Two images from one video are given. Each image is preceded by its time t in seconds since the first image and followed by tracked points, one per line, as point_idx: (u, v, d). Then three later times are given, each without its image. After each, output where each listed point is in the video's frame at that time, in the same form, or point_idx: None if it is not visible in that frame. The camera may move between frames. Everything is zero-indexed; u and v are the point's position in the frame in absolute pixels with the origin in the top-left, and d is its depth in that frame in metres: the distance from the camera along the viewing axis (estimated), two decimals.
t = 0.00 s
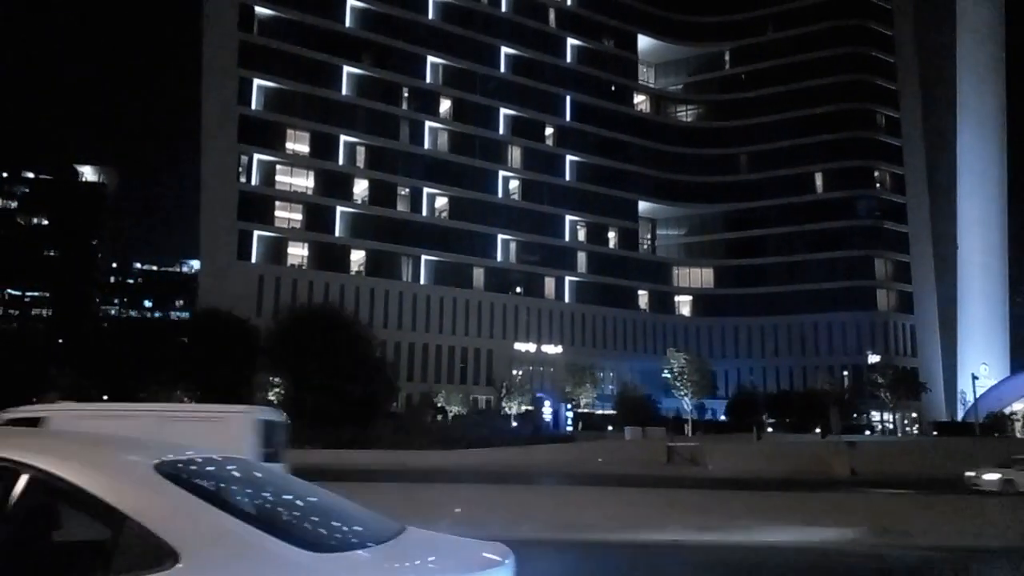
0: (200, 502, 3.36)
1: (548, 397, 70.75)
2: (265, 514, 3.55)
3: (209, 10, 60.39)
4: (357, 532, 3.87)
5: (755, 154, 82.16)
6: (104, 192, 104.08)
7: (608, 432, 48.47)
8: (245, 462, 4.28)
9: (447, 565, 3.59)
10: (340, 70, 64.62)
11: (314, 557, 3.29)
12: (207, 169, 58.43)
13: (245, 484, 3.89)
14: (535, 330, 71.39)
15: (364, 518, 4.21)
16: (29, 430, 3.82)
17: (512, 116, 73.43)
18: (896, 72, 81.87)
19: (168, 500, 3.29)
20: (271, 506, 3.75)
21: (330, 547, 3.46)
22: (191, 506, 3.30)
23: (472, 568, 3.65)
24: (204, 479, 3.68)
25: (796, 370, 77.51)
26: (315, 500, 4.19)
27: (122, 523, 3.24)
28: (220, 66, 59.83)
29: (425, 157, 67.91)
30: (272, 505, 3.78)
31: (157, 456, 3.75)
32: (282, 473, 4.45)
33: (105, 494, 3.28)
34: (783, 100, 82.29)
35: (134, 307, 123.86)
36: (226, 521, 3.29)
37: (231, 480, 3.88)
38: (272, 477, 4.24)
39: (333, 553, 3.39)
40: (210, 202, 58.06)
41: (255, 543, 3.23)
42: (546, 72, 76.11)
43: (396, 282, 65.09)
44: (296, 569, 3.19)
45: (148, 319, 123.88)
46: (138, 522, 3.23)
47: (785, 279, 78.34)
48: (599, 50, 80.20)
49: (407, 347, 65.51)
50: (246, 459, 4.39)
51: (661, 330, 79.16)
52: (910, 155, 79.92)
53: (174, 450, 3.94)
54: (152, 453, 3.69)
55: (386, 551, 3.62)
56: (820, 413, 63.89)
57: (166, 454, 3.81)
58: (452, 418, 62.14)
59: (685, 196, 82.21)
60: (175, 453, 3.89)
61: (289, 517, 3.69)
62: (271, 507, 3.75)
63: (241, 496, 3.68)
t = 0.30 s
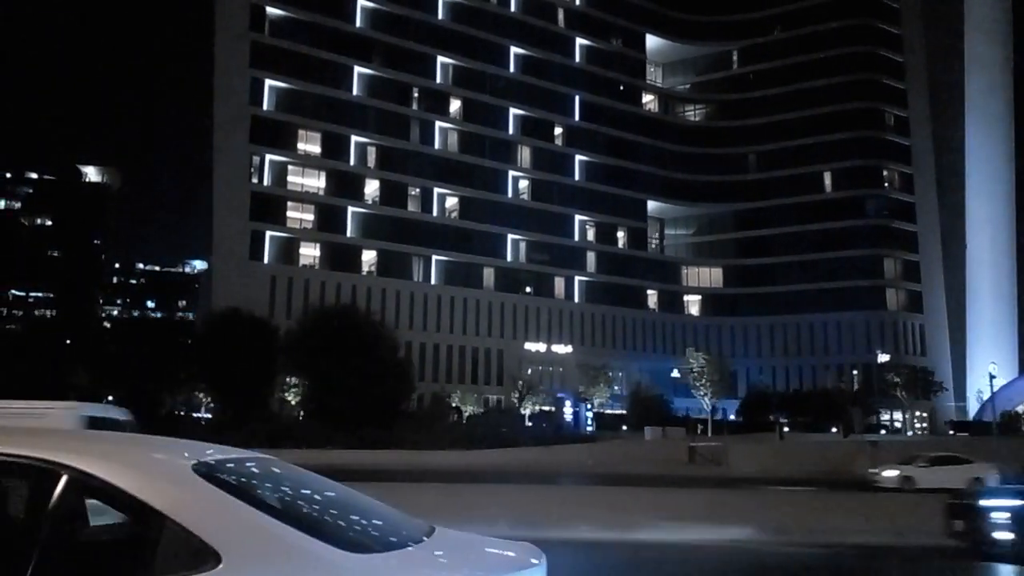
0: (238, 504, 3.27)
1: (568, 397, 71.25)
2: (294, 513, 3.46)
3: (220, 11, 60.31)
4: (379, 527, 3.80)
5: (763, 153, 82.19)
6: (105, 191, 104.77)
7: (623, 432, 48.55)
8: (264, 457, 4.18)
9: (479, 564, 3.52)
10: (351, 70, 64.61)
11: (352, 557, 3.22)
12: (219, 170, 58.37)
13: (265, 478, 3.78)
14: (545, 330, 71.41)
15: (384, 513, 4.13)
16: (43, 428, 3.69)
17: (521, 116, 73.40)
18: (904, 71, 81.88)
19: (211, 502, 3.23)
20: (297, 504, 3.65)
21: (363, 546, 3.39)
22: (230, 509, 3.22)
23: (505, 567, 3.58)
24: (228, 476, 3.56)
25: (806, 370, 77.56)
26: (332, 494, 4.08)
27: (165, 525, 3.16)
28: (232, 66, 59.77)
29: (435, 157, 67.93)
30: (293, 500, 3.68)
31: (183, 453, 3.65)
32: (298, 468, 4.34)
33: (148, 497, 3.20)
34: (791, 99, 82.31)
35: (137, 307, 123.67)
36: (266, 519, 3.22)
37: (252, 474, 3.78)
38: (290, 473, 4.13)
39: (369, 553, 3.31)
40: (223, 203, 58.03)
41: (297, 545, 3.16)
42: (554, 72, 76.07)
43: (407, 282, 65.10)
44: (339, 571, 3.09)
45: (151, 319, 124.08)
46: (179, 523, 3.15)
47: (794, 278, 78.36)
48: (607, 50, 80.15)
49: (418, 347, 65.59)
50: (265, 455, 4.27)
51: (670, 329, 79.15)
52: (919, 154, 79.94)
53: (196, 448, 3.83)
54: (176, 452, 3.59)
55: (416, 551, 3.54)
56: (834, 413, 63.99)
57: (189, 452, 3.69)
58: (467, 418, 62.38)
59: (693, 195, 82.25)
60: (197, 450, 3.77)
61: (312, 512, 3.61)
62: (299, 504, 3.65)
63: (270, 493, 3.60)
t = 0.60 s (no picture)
0: (239, 499, 3.30)
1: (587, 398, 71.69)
2: (296, 510, 3.46)
3: (232, 10, 60.34)
4: (386, 529, 3.78)
5: (771, 153, 82.20)
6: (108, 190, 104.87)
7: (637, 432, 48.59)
8: (274, 461, 4.21)
9: (477, 560, 3.50)
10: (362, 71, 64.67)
11: (352, 553, 3.21)
12: (232, 170, 58.35)
13: (270, 479, 3.79)
14: (555, 330, 71.37)
15: (392, 515, 4.12)
16: (53, 430, 3.77)
17: (531, 116, 73.37)
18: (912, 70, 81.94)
19: (207, 497, 3.21)
20: (300, 500, 3.66)
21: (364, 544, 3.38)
22: (227, 505, 3.20)
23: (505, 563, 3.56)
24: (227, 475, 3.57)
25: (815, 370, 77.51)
26: (340, 498, 4.08)
27: (164, 523, 3.13)
28: (244, 66, 59.79)
29: (445, 157, 67.92)
30: (300, 501, 3.67)
31: (188, 452, 3.69)
32: (311, 472, 4.35)
33: (146, 496, 3.18)
34: (798, 99, 82.39)
35: (140, 307, 123.36)
36: (267, 514, 3.23)
37: (253, 473, 3.79)
38: (300, 476, 4.14)
39: (371, 551, 3.30)
40: (236, 203, 57.99)
41: (296, 538, 3.16)
42: (564, 72, 76.08)
43: (419, 282, 65.09)
44: (342, 567, 3.09)
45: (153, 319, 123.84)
46: (177, 519, 3.13)
47: (803, 278, 78.32)
48: (616, 50, 80.17)
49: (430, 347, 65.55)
50: (270, 456, 4.31)
51: (679, 329, 79.05)
52: (928, 154, 79.98)
53: (202, 448, 3.87)
54: (181, 452, 3.63)
55: (416, 549, 3.53)
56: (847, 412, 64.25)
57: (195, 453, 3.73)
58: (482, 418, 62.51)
59: (701, 195, 82.23)
60: (204, 451, 3.84)
61: (319, 513, 3.60)
62: (302, 503, 3.65)
63: (270, 492, 3.60)
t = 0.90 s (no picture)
0: (203, 497, 3.44)
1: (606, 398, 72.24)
2: (281, 519, 3.58)
3: (244, 11, 60.42)
4: (380, 540, 3.85)
5: (780, 154, 82.24)
6: (112, 191, 104.66)
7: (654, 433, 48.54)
8: (267, 468, 4.34)
9: (436, 558, 3.61)
10: (372, 72, 64.68)
11: (325, 562, 3.29)
12: (244, 171, 58.43)
13: (264, 489, 3.94)
14: (565, 330, 71.36)
15: (392, 528, 4.18)
16: (41, 432, 3.98)
17: (540, 117, 73.41)
18: (921, 71, 81.99)
19: (167, 494, 3.34)
20: (275, 504, 3.77)
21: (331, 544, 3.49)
22: (187, 504, 3.34)
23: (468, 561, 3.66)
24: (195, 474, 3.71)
25: (824, 370, 77.57)
26: (340, 510, 4.19)
27: (126, 520, 3.26)
28: (256, 68, 59.86)
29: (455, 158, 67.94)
30: (292, 512, 3.79)
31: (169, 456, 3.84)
32: (316, 487, 4.46)
33: (109, 494, 3.31)
34: (806, 100, 82.46)
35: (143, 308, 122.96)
36: (229, 513, 3.37)
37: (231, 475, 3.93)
38: (301, 489, 4.25)
39: (350, 561, 3.38)
40: (248, 204, 58.10)
41: (261, 539, 3.29)
42: (573, 72, 76.14)
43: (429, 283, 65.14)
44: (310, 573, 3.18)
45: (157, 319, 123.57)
46: (135, 515, 3.27)
47: (812, 279, 78.36)
48: (625, 50, 80.23)
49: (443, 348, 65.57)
50: (248, 456, 4.45)
51: (688, 330, 79.10)
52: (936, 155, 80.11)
53: (185, 451, 4.03)
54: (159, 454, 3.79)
55: (391, 553, 3.62)
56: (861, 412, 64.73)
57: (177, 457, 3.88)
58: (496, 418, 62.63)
59: (709, 195, 82.30)
60: (200, 458, 4.02)
61: (308, 523, 3.70)
62: (276, 504, 3.77)
63: (243, 493, 3.73)
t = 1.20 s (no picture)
0: (157, 501, 3.59)
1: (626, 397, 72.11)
2: (241, 529, 3.67)
3: (256, 11, 60.47)
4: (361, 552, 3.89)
5: (788, 153, 82.19)
6: (116, 191, 104.34)
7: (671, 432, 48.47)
8: (253, 477, 4.53)
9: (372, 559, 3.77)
10: (383, 71, 64.66)
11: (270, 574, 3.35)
12: (256, 171, 58.52)
13: (237, 501, 4.06)
14: (575, 330, 71.31)
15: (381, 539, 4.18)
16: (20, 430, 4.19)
17: (550, 116, 73.32)
18: (929, 70, 81.99)
19: (104, 495, 3.49)
20: (235, 512, 3.90)
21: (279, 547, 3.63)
22: (137, 507, 3.48)
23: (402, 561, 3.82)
24: (153, 481, 3.85)
25: (834, 370, 77.55)
26: (328, 527, 4.25)
27: (58, 517, 3.41)
28: (267, 68, 59.92)
29: (466, 158, 67.82)
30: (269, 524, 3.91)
31: (142, 463, 4.00)
32: (316, 507, 4.56)
33: (44, 488, 3.46)
34: (814, 99, 82.45)
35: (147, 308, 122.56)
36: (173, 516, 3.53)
37: (195, 480, 4.08)
38: (295, 507, 4.38)
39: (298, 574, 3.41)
40: (261, 204, 58.19)
41: (213, 553, 3.38)
42: (583, 71, 76.06)
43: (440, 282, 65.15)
44: None
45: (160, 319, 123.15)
46: (63, 511, 3.42)
47: (821, 278, 78.35)
48: (633, 49, 80.17)
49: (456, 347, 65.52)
50: (251, 474, 4.67)
51: (698, 329, 79.09)
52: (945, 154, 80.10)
53: (167, 457, 4.20)
54: (130, 459, 3.96)
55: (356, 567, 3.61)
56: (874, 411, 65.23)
57: (149, 463, 4.03)
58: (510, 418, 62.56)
59: (717, 194, 82.28)
60: (199, 469, 4.28)
61: (281, 535, 3.82)
62: (236, 511, 3.90)
63: (204, 499, 3.89)
